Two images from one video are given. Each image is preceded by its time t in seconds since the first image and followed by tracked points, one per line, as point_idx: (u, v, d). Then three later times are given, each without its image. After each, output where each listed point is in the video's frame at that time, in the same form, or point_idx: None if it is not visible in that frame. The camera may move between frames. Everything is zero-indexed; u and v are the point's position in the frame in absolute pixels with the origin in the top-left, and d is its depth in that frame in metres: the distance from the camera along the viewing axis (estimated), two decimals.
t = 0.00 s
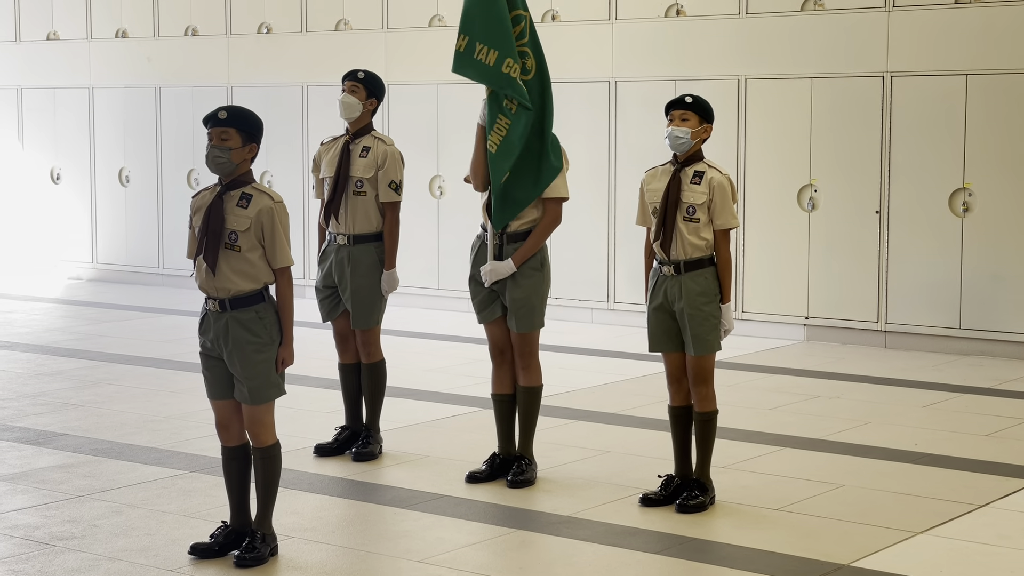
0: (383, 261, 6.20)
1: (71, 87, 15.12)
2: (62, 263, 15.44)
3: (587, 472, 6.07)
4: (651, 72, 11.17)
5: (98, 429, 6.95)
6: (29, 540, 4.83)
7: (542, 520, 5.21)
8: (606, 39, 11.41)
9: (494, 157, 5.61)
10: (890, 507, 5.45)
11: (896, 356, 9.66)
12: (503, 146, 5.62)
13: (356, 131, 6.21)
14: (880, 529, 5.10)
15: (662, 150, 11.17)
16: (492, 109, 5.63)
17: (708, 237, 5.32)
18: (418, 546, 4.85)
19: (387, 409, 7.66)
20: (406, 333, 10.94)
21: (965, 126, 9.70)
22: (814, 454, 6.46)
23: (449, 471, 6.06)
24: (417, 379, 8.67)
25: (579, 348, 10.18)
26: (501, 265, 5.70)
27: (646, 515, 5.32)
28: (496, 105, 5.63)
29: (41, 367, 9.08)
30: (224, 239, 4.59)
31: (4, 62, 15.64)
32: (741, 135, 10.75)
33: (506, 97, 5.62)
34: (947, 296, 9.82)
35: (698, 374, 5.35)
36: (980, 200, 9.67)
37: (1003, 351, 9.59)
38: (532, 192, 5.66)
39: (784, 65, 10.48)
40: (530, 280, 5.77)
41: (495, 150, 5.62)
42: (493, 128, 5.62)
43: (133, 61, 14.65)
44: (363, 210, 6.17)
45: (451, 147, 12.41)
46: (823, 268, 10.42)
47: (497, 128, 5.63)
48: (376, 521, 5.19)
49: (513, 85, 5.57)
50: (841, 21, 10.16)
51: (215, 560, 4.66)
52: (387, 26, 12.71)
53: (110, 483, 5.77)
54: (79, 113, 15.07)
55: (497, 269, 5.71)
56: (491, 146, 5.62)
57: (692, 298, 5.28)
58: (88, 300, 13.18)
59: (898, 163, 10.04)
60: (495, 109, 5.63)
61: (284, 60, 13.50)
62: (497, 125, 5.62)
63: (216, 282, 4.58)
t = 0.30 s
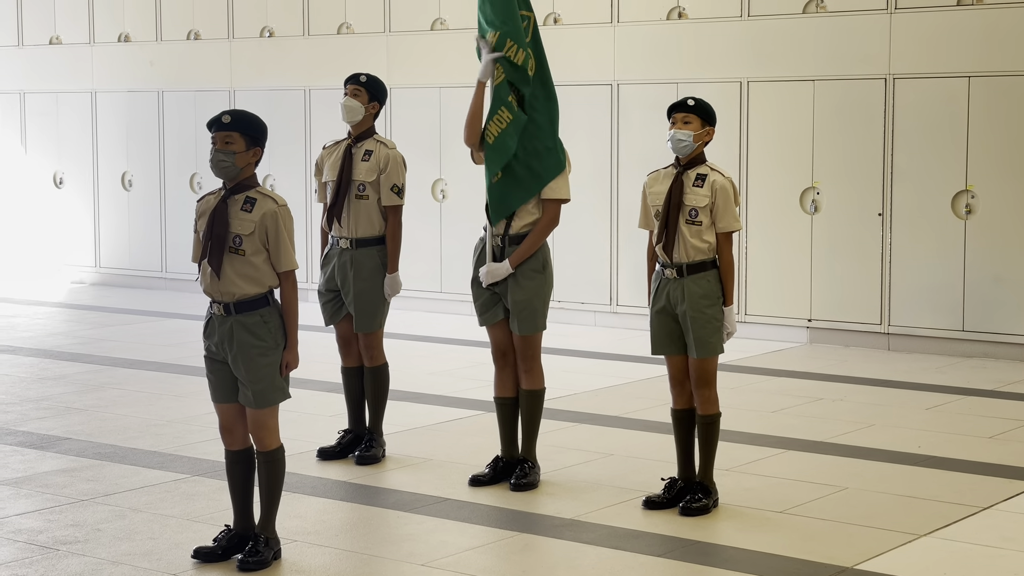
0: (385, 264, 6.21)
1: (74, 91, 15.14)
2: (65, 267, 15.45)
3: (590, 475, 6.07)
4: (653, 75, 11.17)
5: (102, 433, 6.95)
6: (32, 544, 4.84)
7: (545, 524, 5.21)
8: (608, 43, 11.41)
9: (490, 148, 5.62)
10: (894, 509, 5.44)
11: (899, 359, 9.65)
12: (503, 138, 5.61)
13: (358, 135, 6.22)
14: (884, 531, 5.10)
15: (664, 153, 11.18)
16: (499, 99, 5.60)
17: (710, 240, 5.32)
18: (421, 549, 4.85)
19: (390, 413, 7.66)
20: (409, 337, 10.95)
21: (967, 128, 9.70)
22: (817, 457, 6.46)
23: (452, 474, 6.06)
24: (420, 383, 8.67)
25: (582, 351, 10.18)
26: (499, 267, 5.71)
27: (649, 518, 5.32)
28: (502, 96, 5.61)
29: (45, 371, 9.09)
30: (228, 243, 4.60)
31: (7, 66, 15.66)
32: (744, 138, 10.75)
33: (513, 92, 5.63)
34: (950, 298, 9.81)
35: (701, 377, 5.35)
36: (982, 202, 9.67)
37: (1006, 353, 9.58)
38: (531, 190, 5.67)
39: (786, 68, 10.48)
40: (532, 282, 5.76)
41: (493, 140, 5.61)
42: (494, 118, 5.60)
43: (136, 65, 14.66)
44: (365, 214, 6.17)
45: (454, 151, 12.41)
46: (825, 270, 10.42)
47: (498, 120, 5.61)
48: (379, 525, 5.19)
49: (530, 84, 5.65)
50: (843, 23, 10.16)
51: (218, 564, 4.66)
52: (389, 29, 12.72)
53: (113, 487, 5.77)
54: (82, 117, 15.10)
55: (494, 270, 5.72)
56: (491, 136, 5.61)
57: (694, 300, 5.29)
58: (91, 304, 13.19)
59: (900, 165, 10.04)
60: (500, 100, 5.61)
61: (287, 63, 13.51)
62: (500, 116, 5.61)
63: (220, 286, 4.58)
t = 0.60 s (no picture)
0: (389, 269, 6.21)
1: (77, 97, 15.16)
2: (69, 272, 15.46)
3: (594, 480, 6.06)
4: (656, 79, 11.17)
5: (105, 439, 6.95)
6: (36, 551, 4.84)
7: (549, 529, 5.21)
8: (611, 48, 11.42)
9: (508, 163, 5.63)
10: (898, 514, 5.43)
11: (903, 363, 9.64)
12: (521, 154, 5.63)
13: (360, 140, 6.22)
14: (888, 536, 5.09)
15: (667, 158, 11.18)
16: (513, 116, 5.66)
17: (714, 245, 5.32)
18: (425, 555, 4.84)
19: (393, 418, 7.66)
20: (412, 342, 10.95)
21: (971, 133, 9.70)
22: (821, 461, 6.45)
23: (456, 480, 6.06)
24: (424, 388, 8.67)
25: (586, 356, 10.18)
26: (501, 273, 5.70)
27: (653, 523, 5.31)
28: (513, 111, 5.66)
29: (49, 377, 9.09)
30: (234, 248, 4.60)
31: (11, 73, 15.68)
32: (747, 143, 10.74)
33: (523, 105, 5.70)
34: (954, 303, 9.80)
35: (705, 382, 5.34)
36: (986, 206, 9.66)
37: (1011, 357, 9.57)
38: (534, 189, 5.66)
39: (789, 73, 10.48)
40: (535, 287, 5.76)
41: (510, 155, 5.63)
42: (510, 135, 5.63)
43: (139, 71, 14.68)
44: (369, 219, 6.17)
45: (457, 156, 12.42)
46: (829, 275, 10.41)
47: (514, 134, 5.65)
48: (383, 530, 5.19)
49: (535, 97, 5.74)
50: (847, 28, 10.15)
51: (222, 570, 4.66)
52: (392, 34, 12.73)
53: (117, 493, 5.77)
54: (86, 122, 15.12)
55: (498, 276, 5.71)
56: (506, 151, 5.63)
57: (698, 305, 5.28)
58: (95, 310, 13.20)
59: (904, 169, 10.03)
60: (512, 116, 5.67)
61: (291, 69, 13.52)
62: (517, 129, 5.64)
63: (225, 291, 4.58)
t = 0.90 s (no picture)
0: (393, 275, 6.23)
1: (83, 105, 15.22)
2: (75, 280, 15.50)
3: (598, 485, 6.08)
4: (659, 85, 11.20)
5: (111, 445, 6.98)
6: (43, 556, 4.86)
7: (554, 534, 5.22)
8: (615, 55, 11.45)
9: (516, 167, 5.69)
10: (902, 519, 5.44)
11: (907, 368, 9.65)
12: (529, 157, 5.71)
13: (365, 147, 6.25)
14: (892, 541, 5.10)
15: (670, 163, 11.21)
16: (517, 119, 5.71)
17: (717, 251, 5.33)
18: (430, 560, 4.86)
19: (398, 423, 7.68)
20: (417, 348, 10.97)
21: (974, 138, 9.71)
22: (826, 466, 6.46)
23: (461, 485, 6.08)
24: (429, 393, 8.69)
25: (590, 361, 10.19)
26: (501, 279, 5.73)
27: (658, 528, 5.32)
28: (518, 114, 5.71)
29: (55, 383, 9.12)
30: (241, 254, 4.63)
31: (17, 80, 15.75)
32: (750, 148, 10.76)
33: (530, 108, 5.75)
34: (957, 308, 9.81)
35: (708, 387, 5.36)
36: (989, 212, 9.68)
37: (1015, 362, 9.57)
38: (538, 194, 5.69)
39: (793, 78, 10.50)
40: (537, 293, 5.78)
41: (518, 157, 5.69)
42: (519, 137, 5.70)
43: (144, 78, 14.73)
44: (373, 225, 6.20)
45: (461, 162, 12.45)
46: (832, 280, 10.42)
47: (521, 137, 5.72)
48: (389, 535, 5.20)
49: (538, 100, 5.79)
50: (849, 34, 10.18)
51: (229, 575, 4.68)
52: (396, 41, 12.77)
53: (123, 499, 5.80)
54: (92, 130, 15.17)
55: (499, 282, 5.75)
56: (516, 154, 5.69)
57: (701, 311, 5.30)
58: (100, 317, 13.23)
59: (907, 174, 10.04)
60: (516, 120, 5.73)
61: (295, 76, 13.56)
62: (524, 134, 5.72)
63: (232, 297, 4.61)
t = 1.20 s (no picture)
0: (397, 284, 6.22)
1: (87, 114, 15.24)
2: (79, 288, 15.52)
3: (602, 493, 6.06)
4: (663, 92, 11.20)
5: (115, 454, 6.98)
6: (46, 565, 4.86)
7: (558, 542, 5.21)
8: (619, 62, 11.45)
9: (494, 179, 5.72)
10: (907, 527, 5.42)
11: (911, 376, 9.63)
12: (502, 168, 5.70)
13: (369, 155, 6.25)
14: (897, 549, 5.08)
15: (674, 171, 11.21)
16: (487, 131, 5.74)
17: (722, 258, 5.33)
18: (433, 568, 4.85)
19: (402, 431, 7.66)
20: (420, 356, 10.96)
21: (978, 145, 9.70)
22: (831, 474, 6.44)
23: (465, 493, 6.07)
24: (433, 401, 8.68)
25: (594, 369, 10.19)
26: (505, 287, 5.75)
27: (662, 536, 5.31)
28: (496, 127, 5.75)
29: (59, 392, 9.12)
30: (246, 263, 4.62)
31: (21, 89, 15.78)
32: (754, 156, 10.76)
33: (510, 121, 5.75)
34: (962, 315, 9.79)
35: (714, 395, 5.34)
36: (994, 219, 9.67)
37: (1019, 370, 9.55)
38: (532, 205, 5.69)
39: (796, 86, 10.50)
40: (541, 301, 5.77)
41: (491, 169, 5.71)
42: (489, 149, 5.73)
43: (148, 86, 14.75)
44: (378, 234, 6.20)
45: (464, 171, 12.46)
46: (836, 287, 10.40)
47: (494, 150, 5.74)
48: (392, 544, 5.19)
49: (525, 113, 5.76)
50: (853, 41, 10.18)
51: None
52: (399, 49, 12.78)
53: (127, 507, 5.79)
54: (96, 139, 15.19)
55: (503, 290, 5.76)
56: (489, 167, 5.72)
57: (706, 318, 5.29)
58: (104, 325, 13.23)
59: (911, 182, 10.04)
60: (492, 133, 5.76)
61: (299, 84, 13.58)
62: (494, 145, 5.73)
63: (237, 306, 4.60)
